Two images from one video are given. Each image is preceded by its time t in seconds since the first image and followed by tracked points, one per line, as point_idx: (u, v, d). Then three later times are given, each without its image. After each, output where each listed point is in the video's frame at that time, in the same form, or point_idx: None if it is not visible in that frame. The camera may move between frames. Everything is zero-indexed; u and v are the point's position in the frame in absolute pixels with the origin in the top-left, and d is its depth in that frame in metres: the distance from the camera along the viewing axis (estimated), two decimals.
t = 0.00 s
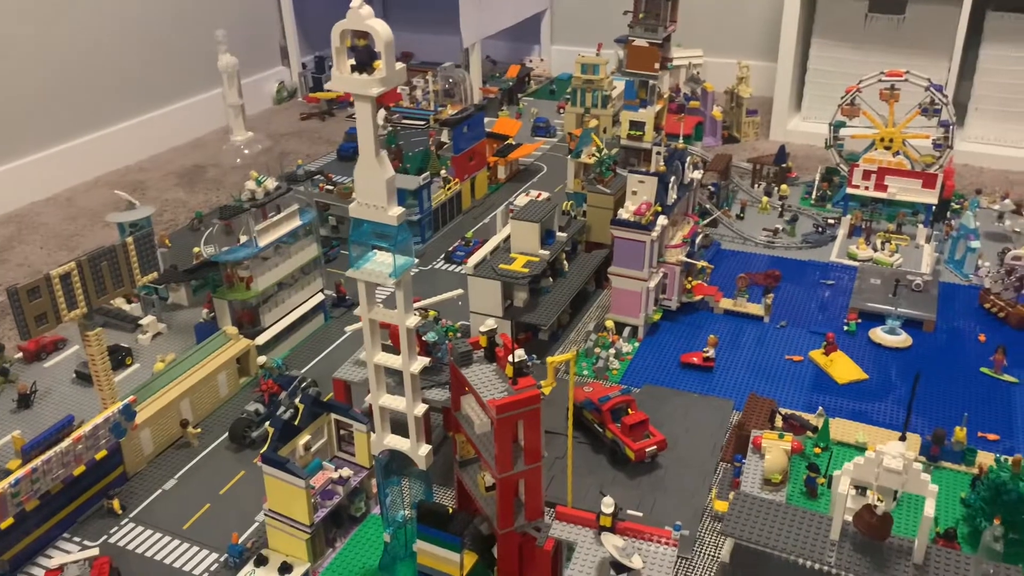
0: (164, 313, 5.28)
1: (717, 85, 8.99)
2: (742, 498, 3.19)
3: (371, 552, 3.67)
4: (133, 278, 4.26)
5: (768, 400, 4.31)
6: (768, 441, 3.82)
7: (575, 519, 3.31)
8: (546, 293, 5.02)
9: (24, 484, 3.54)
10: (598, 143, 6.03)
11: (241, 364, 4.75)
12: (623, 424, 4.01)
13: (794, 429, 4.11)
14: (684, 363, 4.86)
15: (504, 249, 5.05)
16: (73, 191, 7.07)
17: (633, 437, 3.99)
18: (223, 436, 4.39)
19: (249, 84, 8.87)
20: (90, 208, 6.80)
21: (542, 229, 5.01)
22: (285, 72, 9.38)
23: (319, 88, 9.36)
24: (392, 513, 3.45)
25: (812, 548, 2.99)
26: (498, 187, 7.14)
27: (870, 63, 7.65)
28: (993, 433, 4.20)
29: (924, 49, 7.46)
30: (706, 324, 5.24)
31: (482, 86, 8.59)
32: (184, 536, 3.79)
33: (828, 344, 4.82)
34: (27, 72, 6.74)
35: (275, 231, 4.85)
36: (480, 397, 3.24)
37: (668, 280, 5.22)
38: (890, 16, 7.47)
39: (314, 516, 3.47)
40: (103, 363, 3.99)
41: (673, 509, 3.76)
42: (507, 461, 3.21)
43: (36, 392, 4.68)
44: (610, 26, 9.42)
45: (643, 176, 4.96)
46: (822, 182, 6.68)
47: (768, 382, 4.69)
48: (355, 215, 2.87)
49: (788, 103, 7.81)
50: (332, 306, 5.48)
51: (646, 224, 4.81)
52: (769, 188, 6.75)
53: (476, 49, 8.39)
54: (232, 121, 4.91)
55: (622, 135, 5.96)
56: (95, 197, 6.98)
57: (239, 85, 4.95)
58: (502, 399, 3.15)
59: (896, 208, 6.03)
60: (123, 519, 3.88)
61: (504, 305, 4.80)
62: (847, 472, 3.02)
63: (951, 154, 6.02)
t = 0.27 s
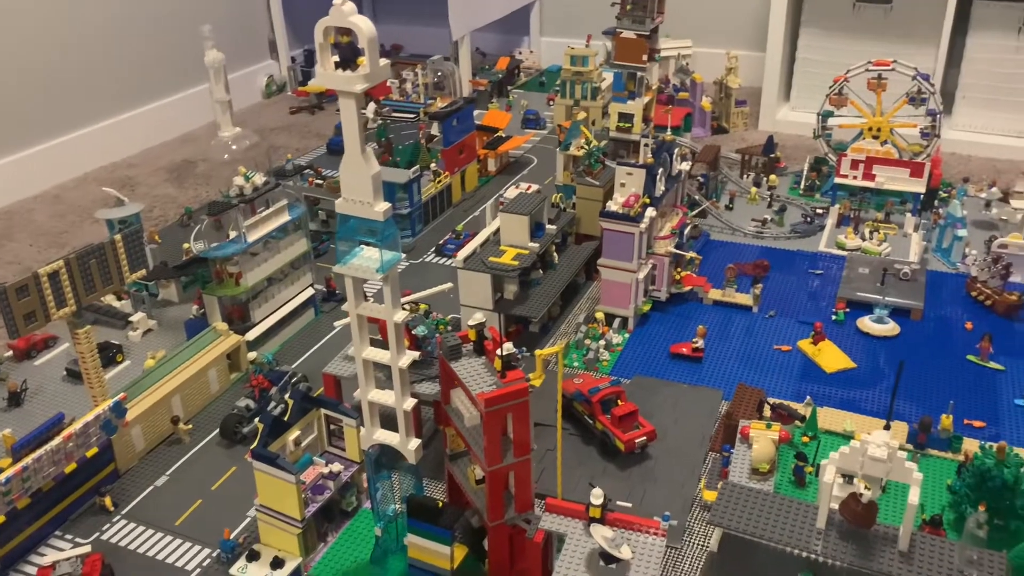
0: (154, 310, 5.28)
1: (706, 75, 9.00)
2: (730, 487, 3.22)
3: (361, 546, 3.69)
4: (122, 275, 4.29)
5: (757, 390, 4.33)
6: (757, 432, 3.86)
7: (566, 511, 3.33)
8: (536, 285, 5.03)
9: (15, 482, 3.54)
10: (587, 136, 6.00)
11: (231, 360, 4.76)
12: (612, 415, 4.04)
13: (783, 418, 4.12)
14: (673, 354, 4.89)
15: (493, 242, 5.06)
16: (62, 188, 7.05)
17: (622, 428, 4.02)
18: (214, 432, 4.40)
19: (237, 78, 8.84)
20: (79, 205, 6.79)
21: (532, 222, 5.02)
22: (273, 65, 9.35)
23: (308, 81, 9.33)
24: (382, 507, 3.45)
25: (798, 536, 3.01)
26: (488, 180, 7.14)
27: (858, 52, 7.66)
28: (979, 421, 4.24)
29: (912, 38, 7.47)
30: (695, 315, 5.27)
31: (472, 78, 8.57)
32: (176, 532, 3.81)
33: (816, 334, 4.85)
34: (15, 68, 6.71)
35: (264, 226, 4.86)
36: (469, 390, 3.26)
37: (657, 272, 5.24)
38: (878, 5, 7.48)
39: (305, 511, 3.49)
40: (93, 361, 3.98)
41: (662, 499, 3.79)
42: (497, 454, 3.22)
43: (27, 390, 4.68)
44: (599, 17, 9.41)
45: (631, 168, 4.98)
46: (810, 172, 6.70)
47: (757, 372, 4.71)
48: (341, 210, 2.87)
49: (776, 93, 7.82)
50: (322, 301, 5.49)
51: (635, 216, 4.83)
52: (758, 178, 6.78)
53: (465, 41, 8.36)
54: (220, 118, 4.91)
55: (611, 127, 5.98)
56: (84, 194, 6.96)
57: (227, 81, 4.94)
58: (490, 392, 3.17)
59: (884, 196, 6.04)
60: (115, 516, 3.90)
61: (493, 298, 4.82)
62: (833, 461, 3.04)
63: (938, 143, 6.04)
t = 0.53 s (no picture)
0: (138, 306, 5.26)
1: (690, 64, 9.00)
2: (715, 473, 3.24)
3: (349, 537, 3.70)
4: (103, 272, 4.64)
5: (742, 376, 4.35)
6: (742, 417, 3.87)
7: (552, 499, 3.32)
8: (521, 276, 5.03)
9: None
10: (570, 125, 5.98)
11: (216, 355, 4.74)
12: (598, 404, 4.05)
13: (767, 404, 4.19)
14: (659, 342, 4.90)
15: (478, 233, 5.05)
16: (44, 185, 6.99)
17: (608, 416, 4.03)
18: (200, 428, 4.39)
19: (219, 72, 8.78)
20: (61, 201, 6.73)
21: (516, 213, 5.02)
22: (256, 59, 9.29)
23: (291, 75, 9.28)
24: (370, 499, 3.44)
25: (782, 519, 3.03)
26: (473, 172, 7.13)
27: (840, 38, 7.67)
28: (962, 403, 4.27)
29: (893, 24, 7.49)
30: (680, 303, 5.28)
31: (455, 69, 8.55)
32: (163, 527, 3.80)
33: (800, 320, 4.87)
34: None
35: (247, 221, 4.85)
36: (453, 381, 3.26)
37: (642, 261, 5.25)
38: None
39: (292, 504, 3.49)
40: (77, 358, 3.96)
41: (649, 487, 3.81)
42: (482, 444, 3.23)
43: (10, 389, 4.65)
44: (582, 7, 9.39)
45: (614, 157, 4.99)
46: (794, 159, 6.72)
47: (742, 359, 4.73)
48: (321, 203, 2.87)
49: (760, 80, 7.83)
50: (308, 295, 5.47)
51: (618, 205, 4.84)
52: (742, 166, 6.79)
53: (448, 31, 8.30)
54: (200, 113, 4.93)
55: (595, 116, 5.96)
56: (66, 190, 6.90)
57: (207, 75, 4.92)
58: (474, 382, 3.18)
59: (867, 182, 6.06)
60: (101, 513, 3.89)
61: (479, 289, 4.82)
62: (814, 444, 3.08)
63: (920, 128, 6.07)
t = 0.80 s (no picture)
0: (116, 305, 5.23)
1: (665, 51, 9.02)
2: (694, 457, 3.27)
3: (332, 531, 3.71)
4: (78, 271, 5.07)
5: (720, 361, 4.39)
6: (720, 400, 3.92)
7: (534, 488, 3.36)
8: (500, 267, 5.04)
9: None
10: (546, 115, 5.98)
11: (195, 353, 4.72)
12: (578, 392, 4.08)
13: (744, 387, 4.22)
14: (638, 330, 4.93)
15: (456, 225, 5.05)
16: (17, 185, 6.92)
17: (589, 404, 4.05)
18: (181, 426, 4.38)
19: (193, 68, 8.71)
20: (35, 202, 6.66)
21: (494, 204, 5.02)
22: (230, 54, 9.23)
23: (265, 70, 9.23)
24: (352, 492, 3.53)
25: (760, 501, 3.07)
26: (451, 163, 7.12)
27: (813, 23, 7.70)
28: (936, 382, 4.33)
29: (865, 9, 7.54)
30: (658, 290, 5.31)
31: (431, 61, 8.53)
32: (146, 526, 3.80)
33: (776, 304, 4.92)
34: None
35: (223, 217, 4.83)
36: (433, 372, 3.27)
37: (620, 249, 5.27)
38: None
39: (274, 499, 3.49)
40: (55, 359, 3.94)
41: (629, 471, 3.85)
42: (463, 434, 3.25)
43: None
44: None
45: (590, 146, 5.00)
46: (769, 144, 6.76)
47: (721, 344, 4.78)
48: (294, 198, 2.86)
49: (734, 67, 7.87)
50: (287, 291, 5.46)
51: (595, 194, 4.86)
52: (718, 152, 6.83)
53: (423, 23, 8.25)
54: (173, 110, 4.89)
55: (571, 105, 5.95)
56: (40, 190, 6.83)
57: (179, 72, 4.89)
58: (454, 373, 3.18)
59: (842, 165, 6.11)
60: (83, 513, 3.88)
61: (458, 280, 4.82)
62: (792, 426, 3.11)
63: (893, 112, 6.12)
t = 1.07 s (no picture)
0: (84, 310, 5.17)
1: (633, 44, 9.04)
2: (665, 447, 3.29)
3: (306, 531, 3.70)
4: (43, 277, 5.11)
5: (691, 351, 4.42)
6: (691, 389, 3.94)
7: (505, 482, 3.37)
8: (472, 262, 5.03)
9: None
10: (516, 109, 5.98)
11: (165, 356, 4.68)
12: (551, 385, 4.09)
13: (716, 375, 4.24)
14: (610, 322, 4.95)
15: (426, 221, 5.03)
16: None
17: (562, 397, 4.06)
18: (152, 430, 4.34)
19: (159, 68, 8.61)
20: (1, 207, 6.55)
21: (464, 199, 5.01)
22: (196, 54, 9.13)
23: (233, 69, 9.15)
24: (325, 492, 3.53)
25: (731, 490, 3.09)
26: (422, 160, 7.09)
27: (780, 13, 7.74)
28: (904, 366, 4.39)
29: None
30: (629, 282, 5.33)
31: (400, 57, 8.49)
32: (118, 533, 3.76)
33: (747, 293, 4.95)
34: None
35: (191, 218, 4.79)
36: (403, 369, 3.26)
37: (591, 242, 5.28)
38: None
39: (246, 501, 3.47)
40: (20, 368, 3.91)
41: (603, 463, 3.87)
42: (434, 431, 3.25)
43: None
44: None
45: (559, 140, 5.01)
46: (738, 135, 6.80)
47: (692, 334, 4.80)
48: (256, 198, 2.85)
49: (702, 58, 7.91)
50: (257, 291, 5.42)
51: (564, 188, 4.86)
52: (687, 144, 6.86)
53: (391, 20, 8.12)
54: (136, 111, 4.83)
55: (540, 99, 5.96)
56: (5, 195, 6.72)
57: (142, 72, 4.83)
58: (423, 370, 3.18)
59: (810, 154, 6.16)
60: (53, 521, 3.84)
61: (429, 277, 4.81)
62: (761, 414, 3.13)
63: (859, 100, 6.17)
